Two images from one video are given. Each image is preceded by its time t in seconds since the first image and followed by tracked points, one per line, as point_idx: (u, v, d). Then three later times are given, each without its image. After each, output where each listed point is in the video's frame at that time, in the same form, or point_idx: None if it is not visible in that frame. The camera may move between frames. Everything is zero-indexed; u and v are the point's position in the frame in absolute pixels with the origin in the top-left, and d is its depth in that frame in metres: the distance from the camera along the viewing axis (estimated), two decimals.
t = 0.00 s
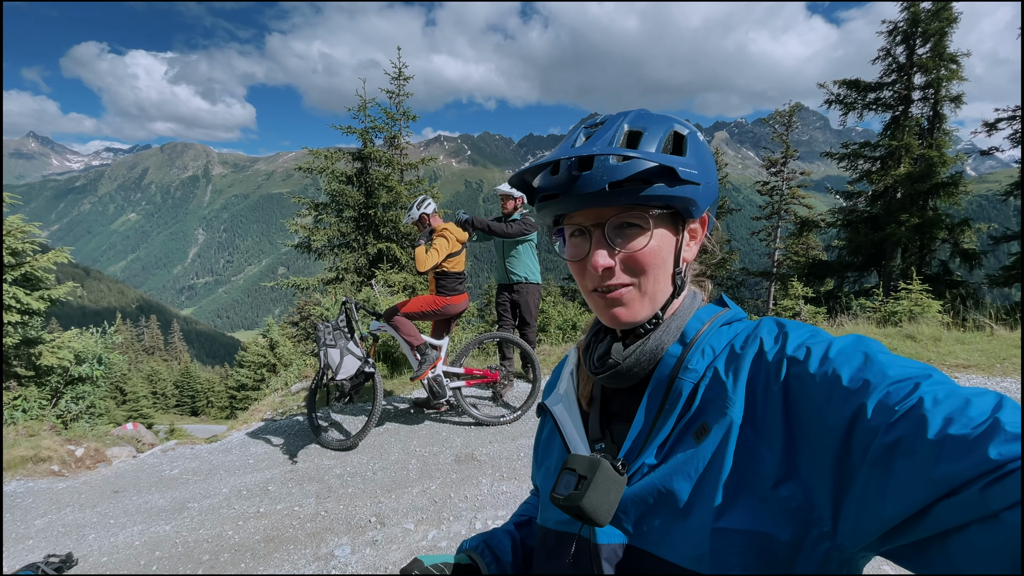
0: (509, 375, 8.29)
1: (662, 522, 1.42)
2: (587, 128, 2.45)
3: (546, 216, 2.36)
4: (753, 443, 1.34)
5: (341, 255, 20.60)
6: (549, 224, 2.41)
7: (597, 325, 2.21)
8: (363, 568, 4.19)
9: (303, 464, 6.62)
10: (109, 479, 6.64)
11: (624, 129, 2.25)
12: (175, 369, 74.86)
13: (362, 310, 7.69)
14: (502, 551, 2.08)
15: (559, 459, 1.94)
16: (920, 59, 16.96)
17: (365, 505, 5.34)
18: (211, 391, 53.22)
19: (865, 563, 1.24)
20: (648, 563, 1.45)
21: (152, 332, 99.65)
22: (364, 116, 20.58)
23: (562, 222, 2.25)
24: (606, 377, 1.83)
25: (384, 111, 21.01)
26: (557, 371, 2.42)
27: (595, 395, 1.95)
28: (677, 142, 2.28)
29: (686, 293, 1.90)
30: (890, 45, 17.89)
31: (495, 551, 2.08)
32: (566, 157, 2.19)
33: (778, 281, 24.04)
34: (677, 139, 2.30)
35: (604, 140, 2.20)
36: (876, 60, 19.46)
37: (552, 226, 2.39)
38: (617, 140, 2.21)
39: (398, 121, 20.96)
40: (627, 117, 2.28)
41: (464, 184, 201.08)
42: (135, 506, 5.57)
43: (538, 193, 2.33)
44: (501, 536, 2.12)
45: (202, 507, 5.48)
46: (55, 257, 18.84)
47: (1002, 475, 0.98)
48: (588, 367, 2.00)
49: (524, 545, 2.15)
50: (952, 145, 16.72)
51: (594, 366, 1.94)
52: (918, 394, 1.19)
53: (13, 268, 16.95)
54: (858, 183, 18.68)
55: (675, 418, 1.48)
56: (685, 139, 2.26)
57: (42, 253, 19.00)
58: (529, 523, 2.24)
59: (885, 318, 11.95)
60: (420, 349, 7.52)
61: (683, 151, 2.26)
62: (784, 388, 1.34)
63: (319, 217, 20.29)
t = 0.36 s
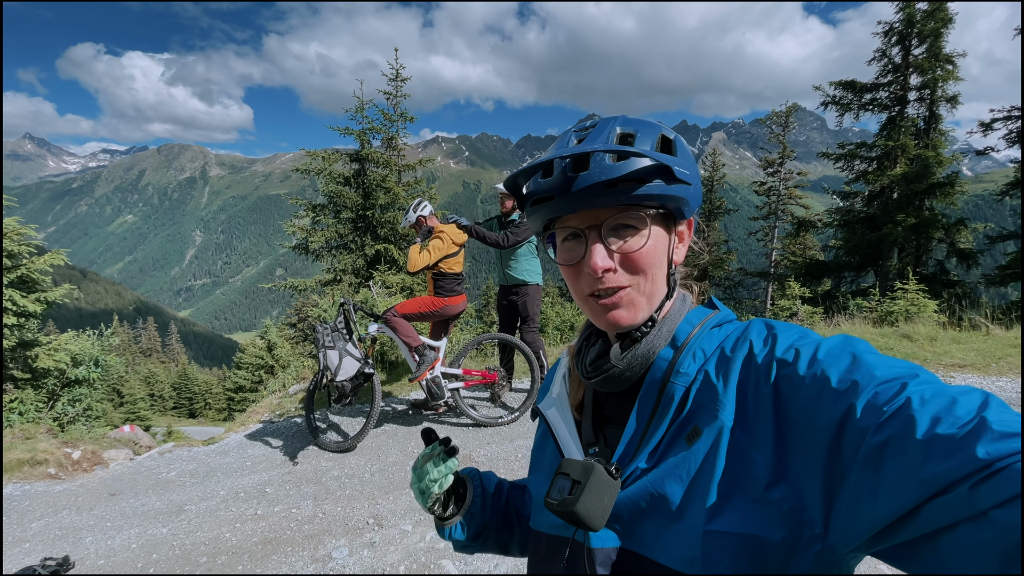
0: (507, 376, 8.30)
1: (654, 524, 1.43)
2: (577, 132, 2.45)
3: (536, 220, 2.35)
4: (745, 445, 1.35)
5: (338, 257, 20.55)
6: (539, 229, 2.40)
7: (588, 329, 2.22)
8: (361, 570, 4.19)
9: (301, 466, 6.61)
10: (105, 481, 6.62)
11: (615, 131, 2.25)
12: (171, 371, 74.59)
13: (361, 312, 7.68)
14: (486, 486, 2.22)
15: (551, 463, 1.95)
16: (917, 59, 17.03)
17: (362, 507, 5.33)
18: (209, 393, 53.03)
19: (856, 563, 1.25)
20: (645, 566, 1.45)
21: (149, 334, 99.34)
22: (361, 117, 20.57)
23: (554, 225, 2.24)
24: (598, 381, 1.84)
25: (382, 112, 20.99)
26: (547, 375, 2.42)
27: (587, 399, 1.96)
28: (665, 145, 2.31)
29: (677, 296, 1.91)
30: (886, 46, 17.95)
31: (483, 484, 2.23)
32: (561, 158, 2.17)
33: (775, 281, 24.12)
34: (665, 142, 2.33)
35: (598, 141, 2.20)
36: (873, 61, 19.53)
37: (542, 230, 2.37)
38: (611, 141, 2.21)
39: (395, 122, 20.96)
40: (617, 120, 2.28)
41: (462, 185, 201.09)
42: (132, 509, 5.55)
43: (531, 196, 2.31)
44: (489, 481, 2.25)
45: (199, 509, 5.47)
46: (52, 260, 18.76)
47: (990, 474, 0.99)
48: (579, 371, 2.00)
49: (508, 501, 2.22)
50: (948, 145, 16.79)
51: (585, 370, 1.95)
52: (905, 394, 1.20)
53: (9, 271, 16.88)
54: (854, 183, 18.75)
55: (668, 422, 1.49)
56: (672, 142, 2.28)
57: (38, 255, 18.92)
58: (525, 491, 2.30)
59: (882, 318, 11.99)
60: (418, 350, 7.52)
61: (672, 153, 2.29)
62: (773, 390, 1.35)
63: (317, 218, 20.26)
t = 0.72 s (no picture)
0: (507, 376, 8.30)
1: (652, 516, 1.44)
2: (580, 125, 2.47)
3: (537, 213, 2.36)
4: (741, 437, 1.36)
5: (337, 257, 20.52)
6: (540, 222, 2.41)
7: (586, 323, 2.23)
8: (360, 570, 4.18)
9: (300, 466, 6.61)
10: (104, 482, 6.61)
11: (619, 125, 2.28)
12: (171, 373, 74.48)
13: (361, 312, 7.69)
14: (456, 496, 2.18)
15: (549, 456, 1.95)
16: (914, 59, 17.07)
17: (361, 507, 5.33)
18: (208, 394, 52.95)
19: (850, 554, 1.26)
20: (644, 557, 1.46)
21: (147, 335, 99.19)
22: (360, 117, 20.59)
23: (555, 219, 2.25)
24: (597, 374, 1.84)
25: (381, 112, 20.99)
26: (545, 370, 2.43)
27: (585, 392, 1.97)
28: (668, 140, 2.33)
29: (677, 289, 1.91)
30: (884, 47, 17.99)
31: (453, 493, 2.19)
32: (564, 152, 2.18)
33: (774, 281, 24.17)
34: (667, 137, 2.35)
35: (601, 134, 2.21)
36: (871, 61, 19.57)
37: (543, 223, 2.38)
38: (615, 135, 2.23)
39: (394, 122, 20.99)
40: (621, 114, 2.30)
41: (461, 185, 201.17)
42: (132, 509, 5.56)
43: (532, 189, 2.32)
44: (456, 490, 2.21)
45: (198, 509, 5.47)
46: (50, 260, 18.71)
47: (984, 464, 1.00)
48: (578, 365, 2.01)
49: (488, 505, 2.18)
50: (946, 145, 16.83)
51: (584, 363, 1.96)
52: (900, 385, 1.21)
53: (7, 271, 16.86)
54: (853, 183, 18.78)
55: (666, 414, 1.50)
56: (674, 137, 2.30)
57: (36, 255, 18.88)
58: (510, 493, 2.22)
59: (880, 317, 12.00)
60: (418, 349, 7.51)
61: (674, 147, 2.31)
62: (770, 382, 1.36)
63: (316, 219, 20.27)
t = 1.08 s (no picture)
0: (508, 377, 8.29)
1: (655, 522, 1.44)
2: (573, 133, 2.48)
3: (534, 220, 2.37)
4: (744, 441, 1.36)
5: (337, 258, 20.49)
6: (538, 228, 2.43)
7: (588, 329, 2.23)
8: (362, 572, 4.18)
9: (301, 467, 6.61)
10: (105, 484, 6.60)
11: (611, 132, 2.26)
12: (171, 374, 74.42)
13: (361, 313, 7.68)
14: (463, 510, 2.17)
15: (553, 462, 1.95)
16: (914, 59, 17.08)
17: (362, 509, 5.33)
18: (208, 395, 52.88)
19: (856, 559, 1.25)
20: (647, 563, 1.45)
21: (147, 336, 99.12)
22: (360, 118, 20.60)
23: (551, 224, 2.27)
24: (598, 380, 1.83)
25: (381, 113, 20.98)
26: (549, 375, 2.43)
27: (588, 398, 1.96)
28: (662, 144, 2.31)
29: (677, 294, 1.91)
30: (883, 47, 17.97)
31: (461, 505, 2.19)
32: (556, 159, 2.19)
33: (774, 281, 24.16)
34: (662, 141, 2.33)
35: (593, 141, 2.22)
36: (871, 61, 19.56)
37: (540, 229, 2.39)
38: (606, 142, 2.23)
39: (394, 123, 21.01)
40: (613, 121, 2.29)
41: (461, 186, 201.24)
42: (132, 512, 5.55)
43: (527, 197, 2.34)
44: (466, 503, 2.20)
45: (199, 511, 5.47)
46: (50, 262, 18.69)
47: (987, 469, 1.00)
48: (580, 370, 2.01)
49: (496, 515, 2.17)
50: (946, 145, 16.82)
51: (586, 369, 1.95)
52: (902, 389, 1.21)
53: (7, 273, 16.84)
54: (853, 183, 18.77)
55: (668, 419, 1.49)
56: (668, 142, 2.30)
57: (36, 257, 18.85)
58: (517, 502, 2.22)
59: (880, 317, 11.99)
60: (420, 351, 7.51)
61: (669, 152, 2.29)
62: (772, 387, 1.36)
63: (316, 220, 20.26)
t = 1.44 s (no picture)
0: (510, 377, 8.28)
1: (663, 521, 1.43)
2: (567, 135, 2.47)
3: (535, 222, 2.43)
4: (753, 442, 1.34)
5: (339, 259, 20.48)
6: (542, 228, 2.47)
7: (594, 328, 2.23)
8: (364, 572, 4.17)
9: (303, 468, 6.60)
10: (108, 485, 6.60)
11: (598, 134, 2.23)
12: (173, 375, 74.56)
13: (363, 314, 7.69)
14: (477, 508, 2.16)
15: (561, 460, 1.95)
16: (916, 59, 17.04)
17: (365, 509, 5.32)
18: (209, 396, 52.93)
19: (866, 562, 1.24)
20: (654, 562, 1.44)
21: (147, 336, 99.12)
22: (362, 119, 20.62)
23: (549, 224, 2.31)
24: (606, 380, 1.81)
25: (382, 114, 20.97)
26: (556, 374, 2.42)
27: (595, 395, 1.96)
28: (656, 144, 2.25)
29: (685, 294, 1.90)
30: (885, 46, 17.90)
31: (474, 506, 2.17)
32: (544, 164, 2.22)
33: (776, 281, 24.13)
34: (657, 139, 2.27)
35: (578, 145, 2.22)
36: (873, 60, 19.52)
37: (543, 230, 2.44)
38: (590, 145, 2.21)
39: (396, 124, 21.05)
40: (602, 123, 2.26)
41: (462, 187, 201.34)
42: (136, 512, 5.55)
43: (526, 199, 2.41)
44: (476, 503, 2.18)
45: (202, 512, 5.47)
46: (53, 263, 18.71)
47: (1003, 471, 0.98)
48: (588, 369, 1.99)
49: (506, 517, 2.16)
50: (948, 144, 16.77)
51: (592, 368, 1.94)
52: (916, 390, 1.19)
53: (10, 274, 16.86)
54: (855, 183, 18.74)
55: (676, 419, 1.48)
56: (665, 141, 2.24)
57: (39, 258, 18.87)
58: (526, 502, 2.22)
59: (883, 317, 11.95)
60: (422, 352, 7.50)
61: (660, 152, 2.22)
62: (782, 386, 1.34)
63: (317, 221, 20.28)
